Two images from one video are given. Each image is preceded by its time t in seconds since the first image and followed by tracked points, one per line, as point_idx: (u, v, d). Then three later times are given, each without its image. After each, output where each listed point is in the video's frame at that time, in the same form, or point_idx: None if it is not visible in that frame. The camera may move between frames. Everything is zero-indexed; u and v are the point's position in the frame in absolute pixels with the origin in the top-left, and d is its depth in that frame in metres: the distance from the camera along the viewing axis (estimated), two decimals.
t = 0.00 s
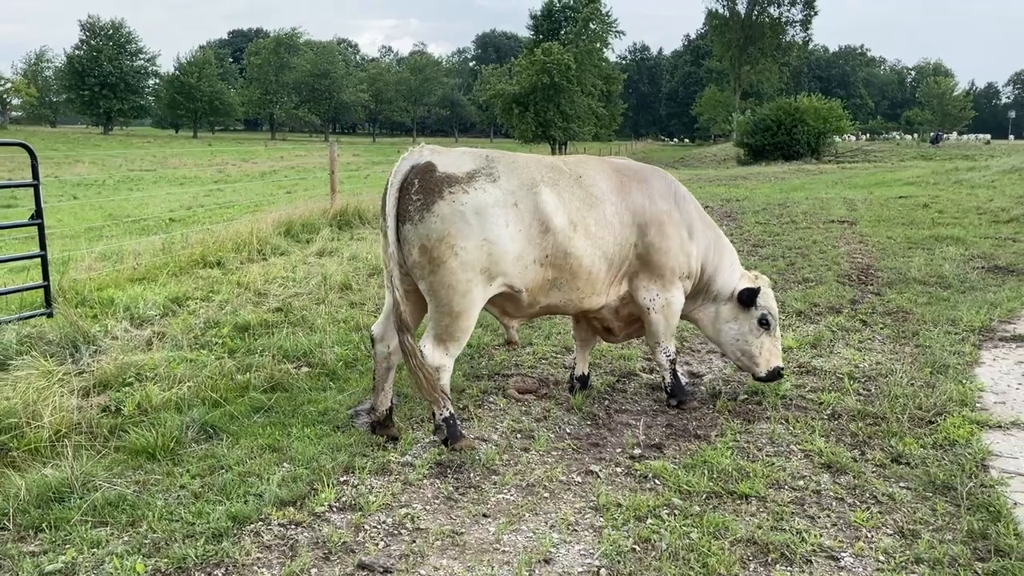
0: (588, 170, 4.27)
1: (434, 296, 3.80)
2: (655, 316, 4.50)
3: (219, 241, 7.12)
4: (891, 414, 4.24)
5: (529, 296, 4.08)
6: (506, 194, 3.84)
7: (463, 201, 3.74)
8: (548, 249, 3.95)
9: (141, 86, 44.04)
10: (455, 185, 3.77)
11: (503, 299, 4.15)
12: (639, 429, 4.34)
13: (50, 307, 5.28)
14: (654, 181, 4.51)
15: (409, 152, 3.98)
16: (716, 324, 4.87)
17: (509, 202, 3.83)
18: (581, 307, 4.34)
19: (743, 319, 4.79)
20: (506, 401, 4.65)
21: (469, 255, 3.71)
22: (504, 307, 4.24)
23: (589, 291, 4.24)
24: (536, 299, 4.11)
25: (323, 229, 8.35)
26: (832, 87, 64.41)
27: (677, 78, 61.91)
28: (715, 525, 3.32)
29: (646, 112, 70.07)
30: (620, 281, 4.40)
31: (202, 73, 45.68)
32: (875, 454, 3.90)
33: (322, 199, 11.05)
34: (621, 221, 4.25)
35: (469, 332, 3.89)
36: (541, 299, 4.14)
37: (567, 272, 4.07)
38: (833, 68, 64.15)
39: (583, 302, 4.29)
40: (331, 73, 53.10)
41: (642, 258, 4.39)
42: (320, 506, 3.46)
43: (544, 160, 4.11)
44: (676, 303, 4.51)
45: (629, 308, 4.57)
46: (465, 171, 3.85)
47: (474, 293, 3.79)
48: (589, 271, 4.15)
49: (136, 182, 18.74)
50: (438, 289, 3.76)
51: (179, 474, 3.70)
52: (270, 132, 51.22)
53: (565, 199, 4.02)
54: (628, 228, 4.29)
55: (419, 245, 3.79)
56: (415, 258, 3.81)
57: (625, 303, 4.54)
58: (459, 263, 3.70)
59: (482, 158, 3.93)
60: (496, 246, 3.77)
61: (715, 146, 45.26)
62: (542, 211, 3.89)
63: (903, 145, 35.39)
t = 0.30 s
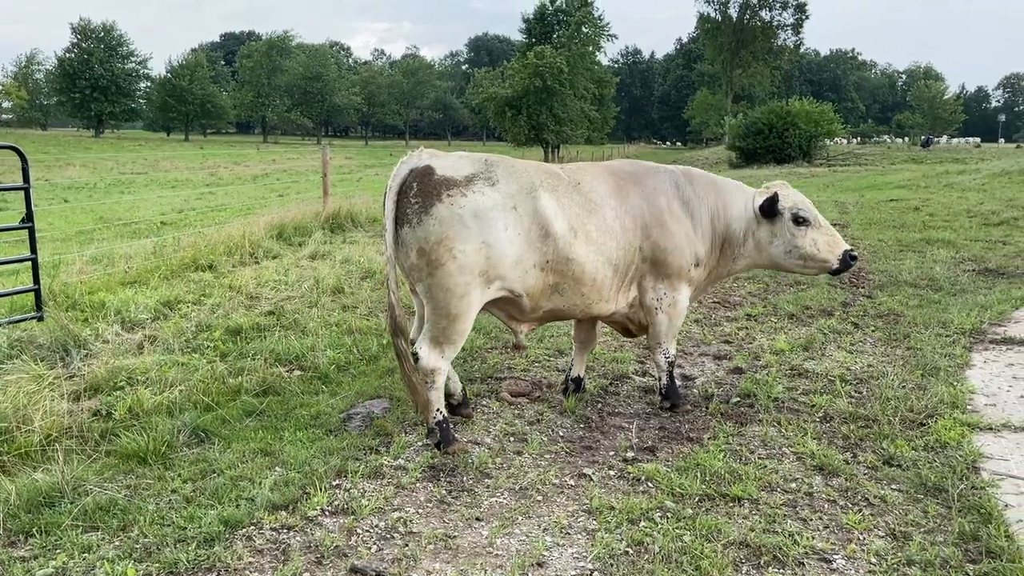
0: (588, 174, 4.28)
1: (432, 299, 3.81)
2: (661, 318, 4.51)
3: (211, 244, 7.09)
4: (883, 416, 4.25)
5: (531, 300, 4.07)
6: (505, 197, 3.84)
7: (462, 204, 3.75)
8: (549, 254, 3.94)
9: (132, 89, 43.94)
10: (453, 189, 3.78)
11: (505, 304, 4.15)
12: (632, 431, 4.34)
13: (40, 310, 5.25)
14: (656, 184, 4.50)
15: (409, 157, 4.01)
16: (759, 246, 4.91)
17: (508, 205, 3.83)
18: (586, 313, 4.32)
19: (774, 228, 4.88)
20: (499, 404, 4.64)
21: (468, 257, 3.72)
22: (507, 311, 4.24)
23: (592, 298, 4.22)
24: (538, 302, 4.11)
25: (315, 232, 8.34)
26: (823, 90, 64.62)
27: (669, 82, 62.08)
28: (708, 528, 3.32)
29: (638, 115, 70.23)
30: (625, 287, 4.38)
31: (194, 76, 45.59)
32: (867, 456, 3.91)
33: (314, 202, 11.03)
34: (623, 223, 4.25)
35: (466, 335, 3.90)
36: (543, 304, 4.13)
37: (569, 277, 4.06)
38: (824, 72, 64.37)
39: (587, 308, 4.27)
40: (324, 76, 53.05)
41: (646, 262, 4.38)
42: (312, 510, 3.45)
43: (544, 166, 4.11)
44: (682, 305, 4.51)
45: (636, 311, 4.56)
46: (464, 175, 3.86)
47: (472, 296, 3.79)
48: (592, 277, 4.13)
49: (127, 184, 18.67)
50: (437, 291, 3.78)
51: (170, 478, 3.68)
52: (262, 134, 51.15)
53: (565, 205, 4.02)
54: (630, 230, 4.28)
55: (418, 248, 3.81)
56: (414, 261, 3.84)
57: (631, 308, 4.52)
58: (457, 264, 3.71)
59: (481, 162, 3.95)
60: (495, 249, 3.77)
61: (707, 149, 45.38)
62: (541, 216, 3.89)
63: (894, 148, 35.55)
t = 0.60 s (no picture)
0: (583, 175, 4.29)
1: (427, 300, 3.81)
2: (659, 318, 4.51)
3: (199, 248, 7.06)
4: (869, 419, 4.28)
5: (528, 300, 4.06)
6: (499, 198, 3.85)
7: (455, 205, 3.76)
8: (544, 254, 3.93)
9: (120, 93, 43.69)
10: (446, 190, 3.79)
11: (503, 305, 4.15)
12: (621, 435, 4.35)
13: (27, 315, 5.21)
14: (653, 186, 4.51)
15: (404, 161, 4.04)
16: (755, 223, 4.93)
17: (502, 206, 3.84)
18: (585, 315, 4.30)
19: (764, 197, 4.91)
20: (488, 408, 4.64)
21: (462, 257, 3.72)
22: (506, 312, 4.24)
23: (591, 299, 4.20)
24: (536, 303, 4.09)
25: (304, 236, 8.32)
26: (810, 95, 64.88)
27: (658, 87, 62.28)
28: (696, 531, 3.33)
29: (628, 119, 70.42)
30: (624, 289, 4.36)
31: (182, 79, 45.42)
32: (854, 459, 3.94)
33: (302, 206, 11.00)
34: (619, 223, 4.24)
35: (462, 334, 3.89)
36: (540, 305, 4.11)
37: (566, 277, 4.04)
38: (811, 76, 64.68)
39: (586, 310, 4.25)
40: (313, 80, 52.91)
41: (644, 262, 4.36)
42: (300, 516, 3.44)
43: (539, 168, 4.11)
44: (682, 308, 4.53)
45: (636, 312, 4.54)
46: (457, 177, 3.87)
47: (467, 296, 3.79)
48: (590, 277, 4.11)
49: (114, 188, 18.56)
50: (432, 291, 3.77)
51: (157, 484, 3.66)
52: (251, 138, 50.95)
53: (559, 206, 4.01)
54: (627, 230, 4.27)
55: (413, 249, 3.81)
56: (409, 262, 3.84)
57: (631, 310, 4.51)
58: (451, 263, 3.71)
59: (474, 164, 3.96)
60: (489, 249, 3.77)
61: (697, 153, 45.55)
62: (535, 216, 3.88)
63: (882, 153, 35.77)
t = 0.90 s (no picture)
0: (580, 182, 4.29)
1: (419, 304, 3.81)
2: (648, 324, 4.53)
3: (182, 253, 7.01)
4: (853, 423, 4.30)
5: (520, 305, 4.08)
6: (493, 205, 3.85)
7: (450, 213, 3.77)
8: (537, 262, 3.94)
9: (103, 96, 43.32)
10: (442, 198, 3.79)
11: (494, 309, 4.16)
12: (606, 440, 4.35)
13: (7, 320, 5.15)
14: (648, 193, 4.51)
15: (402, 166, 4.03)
16: (759, 255, 5.04)
17: (497, 214, 3.84)
18: (576, 321, 4.32)
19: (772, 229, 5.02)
20: (473, 413, 4.62)
21: (455, 264, 3.72)
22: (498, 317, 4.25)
23: (582, 306, 4.22)
24: (528, 309, 4.11)
25: (289, 241, 8.28)
26: (794, 100, 65.25)
27: (643, 91, 62.53)
28: (681, 536, 3.33)
29: (614, 124, 70.68)
30: (615, 294, 4.37)
31: (166, 83, 45.13)
32: (838, 463, 3.96)
33: (286, 210, 10.97)
34: (614, 231, 4.24)
35: (453, 339, 3.88)
36: (531, 310, 4.13)
37: (558, 284, 4.06)
38: (796, 81, 65.06)
39: (577, 316, 4.27)
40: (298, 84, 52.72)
41: (636, 269, 4.37)
42: (283, 522, 3.42)
43: (534, 174, 4.10)
44: (671, 314, 4.54)
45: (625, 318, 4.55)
46: (453, 184, 3.87)
47: (460, 302, 3.79)
48: (582, 285, 4.14)
49: (97, 192, 18.40)
50: (424, 297, 3.77)
51: (139, 491, 3.63)
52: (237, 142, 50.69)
53: (553, 213, 4.02)
54: (621, 236, 4.27)
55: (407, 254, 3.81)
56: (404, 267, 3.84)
57: (622, 315, 4.52)
58: (445, 269, 3.71)
59: (470, 171, 3.96)
60: (482, 256, 3.78)
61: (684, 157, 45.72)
62: (529, 224, 3.89)
63: (865, 158, 36.06)
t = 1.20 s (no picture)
0: (573, 188, 4.29)
1: (407, 308, 3.80)
2: (638, 327, 4.51)
3: (163, 258, 6.96)
4: (833, 427, 4.32)
5: (511, 310, 4.09)
6: (483, 212, 3.86)
7: (439, 219, 3.78)
8: (526, 268, 3.95)
9: (83, 100, 42.91)
10: (431, 205, 3.80)
11: (484, 314, 4.17)
12: (588, 445, 4.35)
13: None
14: (641, 198, 4.51)
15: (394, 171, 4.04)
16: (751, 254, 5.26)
17: (486, 221, 3.85)
18: (567, 325, 4.33)
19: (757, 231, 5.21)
20: (456, 418, 4.61)
21: (443, 270, 3.73)
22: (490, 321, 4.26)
23: (574, 310, 4.24)
24: (520, 314, 4.12)
25: (271, 246, 8.24)
26: (776, 106, 65.69)
27: (626, 97, 62.81)
28: (663, 540, 3.34)
29: (597, 129, 70.94)
30: (607, 298, 4.38)
31: (147, 87, 44.81)
32: (818, 466, 3.98)
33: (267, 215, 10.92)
34: (608, 236, 4.25)
35: (441, 343, 3.87)
36: (522, 315, 4.14)
37: (548, 290, 4.07)
38: (777, 88, 65.57)
39: (568, 321, 4.29)
40: (281, 88, 52.46)
41: (627, 273, 4.38)
42: (263, 530, 3.39)
43: (526, 181, 4.10)
44: (661, 317, 4.54)
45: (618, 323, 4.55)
46: (443, 191, 3.87)
47: (449, 306, 3.79)
48: (574, 290, 4.15)
49: (76, 197, 18.22)
50: (412, 301, 3.76)
51: (117, 498, 3.59)
52: (219, 146, 50.35)
53: (544, 220, 4.02)
54: (614, 242, 4.28)
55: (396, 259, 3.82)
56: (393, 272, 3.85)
57: (614, 318, 4.51)
58: (433, 274, 3.71)
59: (461, 178, 3.95)
60: (471, 262, 3.80)
61: (668, 162, 45.93)
62: (519, 231, 3.89)
63: (846, 163, 36.39)
